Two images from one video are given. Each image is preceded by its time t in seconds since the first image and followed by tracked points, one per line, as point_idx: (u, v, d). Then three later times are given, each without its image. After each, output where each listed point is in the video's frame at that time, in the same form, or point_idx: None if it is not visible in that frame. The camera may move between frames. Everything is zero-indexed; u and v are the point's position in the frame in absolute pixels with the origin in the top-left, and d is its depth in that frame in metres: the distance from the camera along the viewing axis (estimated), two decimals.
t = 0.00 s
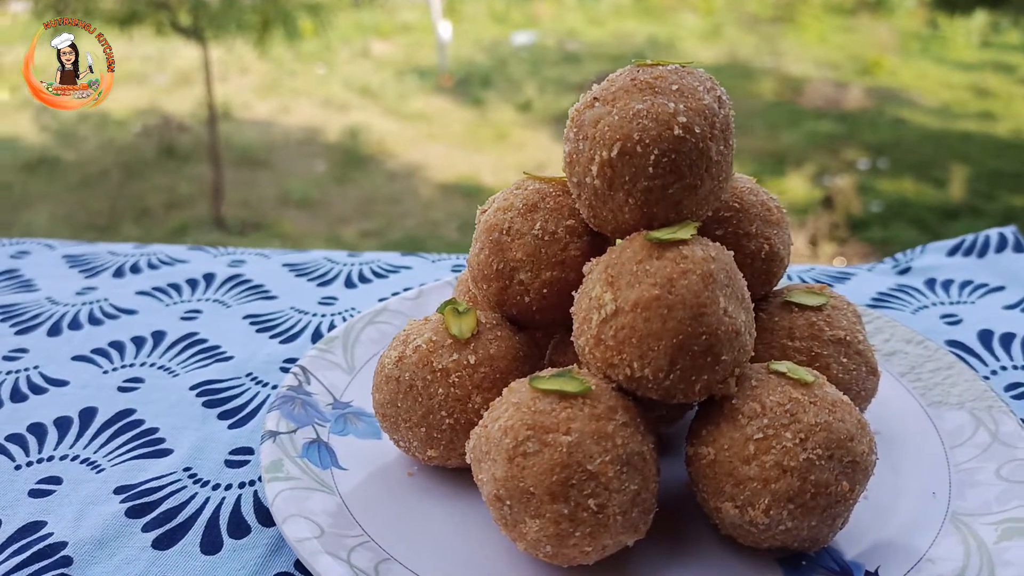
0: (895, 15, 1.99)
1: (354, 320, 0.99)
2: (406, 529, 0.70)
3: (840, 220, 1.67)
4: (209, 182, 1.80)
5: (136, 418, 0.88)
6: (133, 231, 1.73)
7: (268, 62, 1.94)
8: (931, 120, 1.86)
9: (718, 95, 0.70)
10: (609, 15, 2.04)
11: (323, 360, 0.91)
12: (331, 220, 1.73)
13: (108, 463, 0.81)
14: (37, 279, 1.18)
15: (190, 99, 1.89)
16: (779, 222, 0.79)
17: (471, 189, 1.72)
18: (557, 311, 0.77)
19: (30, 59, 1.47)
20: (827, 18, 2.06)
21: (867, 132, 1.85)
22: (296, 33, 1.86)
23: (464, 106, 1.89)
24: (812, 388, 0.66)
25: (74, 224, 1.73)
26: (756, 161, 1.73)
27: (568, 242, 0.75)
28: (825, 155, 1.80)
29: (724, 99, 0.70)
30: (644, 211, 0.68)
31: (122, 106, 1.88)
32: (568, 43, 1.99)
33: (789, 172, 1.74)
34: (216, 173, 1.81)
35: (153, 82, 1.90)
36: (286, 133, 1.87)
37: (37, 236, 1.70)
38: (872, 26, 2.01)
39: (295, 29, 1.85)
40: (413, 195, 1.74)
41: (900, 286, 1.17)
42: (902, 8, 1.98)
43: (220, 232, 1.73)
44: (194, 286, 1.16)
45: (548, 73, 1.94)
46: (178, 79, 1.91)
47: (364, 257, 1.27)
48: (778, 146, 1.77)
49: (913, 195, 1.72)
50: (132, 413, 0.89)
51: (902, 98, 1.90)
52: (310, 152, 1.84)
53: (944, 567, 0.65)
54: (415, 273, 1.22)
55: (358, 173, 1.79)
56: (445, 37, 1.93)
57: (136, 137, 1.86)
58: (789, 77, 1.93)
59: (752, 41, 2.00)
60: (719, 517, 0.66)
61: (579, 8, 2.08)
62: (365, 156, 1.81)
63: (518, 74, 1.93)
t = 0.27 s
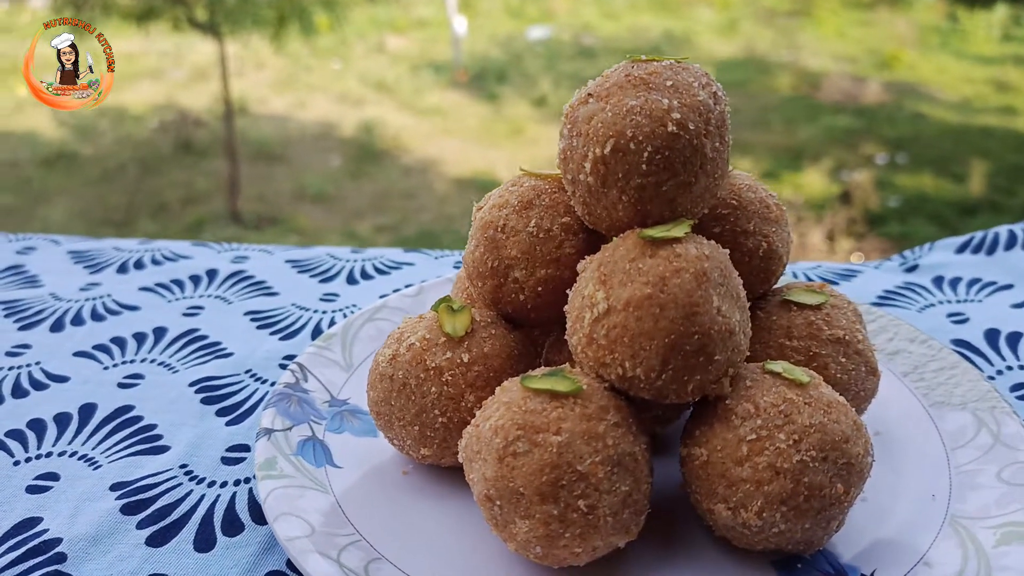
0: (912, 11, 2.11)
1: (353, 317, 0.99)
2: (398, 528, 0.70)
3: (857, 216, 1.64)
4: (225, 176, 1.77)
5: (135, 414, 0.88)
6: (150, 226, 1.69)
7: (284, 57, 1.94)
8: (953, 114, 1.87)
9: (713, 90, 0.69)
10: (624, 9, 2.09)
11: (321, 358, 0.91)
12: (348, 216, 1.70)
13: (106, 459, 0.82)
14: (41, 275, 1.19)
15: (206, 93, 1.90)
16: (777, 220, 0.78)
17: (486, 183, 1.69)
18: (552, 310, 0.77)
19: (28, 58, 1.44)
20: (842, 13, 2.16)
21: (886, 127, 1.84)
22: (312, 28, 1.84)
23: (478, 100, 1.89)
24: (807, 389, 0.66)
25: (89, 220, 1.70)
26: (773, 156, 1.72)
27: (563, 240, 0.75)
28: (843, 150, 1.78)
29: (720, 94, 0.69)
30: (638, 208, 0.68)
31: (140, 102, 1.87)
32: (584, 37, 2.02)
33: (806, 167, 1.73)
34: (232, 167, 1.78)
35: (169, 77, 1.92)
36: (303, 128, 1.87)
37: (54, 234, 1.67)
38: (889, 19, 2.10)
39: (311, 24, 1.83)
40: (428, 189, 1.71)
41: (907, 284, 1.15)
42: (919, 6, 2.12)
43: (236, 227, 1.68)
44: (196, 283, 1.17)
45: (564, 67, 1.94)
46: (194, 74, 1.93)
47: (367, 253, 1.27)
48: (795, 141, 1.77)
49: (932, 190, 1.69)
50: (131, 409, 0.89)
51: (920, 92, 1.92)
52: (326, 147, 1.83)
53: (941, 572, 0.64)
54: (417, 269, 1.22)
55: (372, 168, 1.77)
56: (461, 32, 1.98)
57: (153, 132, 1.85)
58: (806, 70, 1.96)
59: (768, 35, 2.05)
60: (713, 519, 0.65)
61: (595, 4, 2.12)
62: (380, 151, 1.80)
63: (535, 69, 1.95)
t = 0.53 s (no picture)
0: (927, 11, 1.89)
1: (352, 321, 0.99)
2: (390, 533, 0.70)
3: (868, 219, 1.68)
4: (236, 178, 1.77)
5: (132, 417, 0.88)
6: (162, 228, 1.72)
7: (296, 59, 1.86)
8: (965, 118, 1.81)
9: (709, 97, 0.69)
10: (636, 11, 1.91)
11: (319, 361, 0.91)
12: (357, 217, 1.73)
13: (101, 462, 0.82)
14: (44, 276, 1.19)
15: (217, 96, 1.83)
16: (775, 226, 0.78)
17: (495, 187, 1.67)
18: (548, 315, 0.77)
19: (29, 59, 1.45)
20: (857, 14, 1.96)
21: (897, 131, 1.81)
22: (323, 29, 1.80)
23: (488, 103, 1.82)
24: (801, 397, 0.65)
25: (104, 219, 1.73)
26: (784, 159, 1.73)
27: (559, 245, 0.75)
28: (855, 154, 1.76)
29: (715, 101, 0.69)
30: (632, 215, 0.67)
31: (152, 104, 1.80)
32: (595, 40, 1.86)
33: (818, 169, 1.74)
34: (243, 169, 1.77)
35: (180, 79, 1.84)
36: (314, 130, 1.82)
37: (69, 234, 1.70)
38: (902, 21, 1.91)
39: (321, 25, 1.79)
40: (437, 192, 1.71)
41: (910, 291, 1.15)
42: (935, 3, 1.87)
43: (247, 228, 1.73)
44: (197, 285, 1.17)
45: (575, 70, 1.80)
46: (206, 76, 1.85)
47: (368, 257, 1.27)
48: (807, 145, 1.77)
49: (946, 194, 1.70)
50: (128, 412, 0.89)
51: (933, 96, 1.84)
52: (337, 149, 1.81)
53: None
54: (418, 273, 1.22)
55: (383, 169, 1.76)
56: (471, 34, 1.87)
57: (165, 134, 1.81)
58: (818, 74, 1.86)
59: (781, 40, 1.92)
60: (705, 527, 0.65)
61: (606, 4, 1.95)
62: (390, 154, 1.78)
63: (545, 71, 1.82)
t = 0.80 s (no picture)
0: (942, 7, 1.95)
1: (351, 313, 0.98)
2: (383, 526, 0.69)
3: (883, 217, 1.62)
4: (249, 170, 1.74)
5: (130, 406, 0.88)
6: (174, 220, 1.67)
7: (310, 52, 1.88)
8: (981, 114, 1.82)
9: (709, 88, 0.68)
10: (649, 6, 1.95)
11: (317, 353, 0.90)
12: (369, 211, 1.66)
13: (98, 451, 0.82)
14: (47, 266, 1.19)
15: (230, 88, 1.85)
16: (777, 220, 0.77)
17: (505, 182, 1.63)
18: (545, 309, 0.76)
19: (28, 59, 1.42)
20: (873, 10, 2.05)
21: (912, 127, 1.81)
22: (335, 23, 1.79)
23: (500, 97, 1.82)
24: (799, 394, 0.64)
25: (115, 210, 1.69)
26: (798, 155, 1.72)
27: (557, 238, 0.74)
28: (869, 150, 1.75)
29: (716, 93, 0.68)
30: (630, 207, 0.66)
31: (165, 95, 1.85)
32: (608, 35, 1.90)
33: (831, 167, 1.71)
34: (256, 162, 1.74)
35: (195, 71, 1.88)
36: (326, 123, 1.83)
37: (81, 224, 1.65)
38: (918, 17, 1.97)
39: (334, 19, 1.77)
40: (450, 185, 1.68)
41: (918, 287, 1.13)
42: None
43: (259, 221, 1.66)
44: (199, 276, 1.17)
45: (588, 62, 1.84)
46: (220, 69, 1.87)
47: (371, 249, 1.27)
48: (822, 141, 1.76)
49: (959, 192, 1.66)
50: (126, 402, 0.89)
51: (948, 92, 1.86)
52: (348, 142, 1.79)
53: None
54: (420, 266, 1.21)
55: (395, 163, 1.73)
56: (484, 28, 1.88)
57: (179, 126, 1.82)
58: (833, 70, 1.90)
59: (795, 35, 1.98)
60: (701, 525, 0.64)
61: None
62: (402, 147, 1.76)
63: (559, 66, 1.86)
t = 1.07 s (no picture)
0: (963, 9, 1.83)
1: (351, 310, 0.98)
2: (375, 523, 0.69)
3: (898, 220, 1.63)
4: (264, 167, 1.74)
5: (129, 401, 0.88)
6: (189, 216, 1.70)
7: (325, 50, 1.79)
8: (1001, 118, 1.78)
9: (706, 88, 0.67)
10: (665, 5, 1.82)
11: (315, 350, 0.91)
12: (382, 208, 1.68)
13: (95, 445, 0.82)
14: (52, 260, 1.20)
15: (248, 86, 1.79)
16: (776, 222, 0.76)
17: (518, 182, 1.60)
18: (541, 308, 0.76)
19: (26, 60, 1.40)
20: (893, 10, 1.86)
21: (930, 130, 1.76)
22: (352, 21, 1.72)
23: (516, 97, 1.74)
24: (794, 396, 0.64)
25: (133, 206, 1.71)
26: (812, 157, 1.71)
27: (553, 237, 0.73)
28: (885, 153, 1.73)
29: (713, 92, 0.68)
30: (625, 206, 0.66)
31: (184, 92, 1.80)
32: (623, 35, 1.73)
33: (846, 168, 1.70)
34: (271, 159, 1.75)
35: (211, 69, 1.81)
36: (341, 121, 1.80)
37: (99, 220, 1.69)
38: (938, 19, 1.83)
39: (351, 17, 1.71)
40: (463, 184, 1.67)
41: (923, 291, 1.12)
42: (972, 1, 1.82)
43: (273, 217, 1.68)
44: (202, 272, 1.17)
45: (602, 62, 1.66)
46: (237, 66, 1.82)
47: (374, 246, 1.27)
48: (836, 143, 1.74)
49: (978, 197, 1.66)
50: (125, 396, 0.89)
51: (968, 95, 1.79)
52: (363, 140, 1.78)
53: None
54: (422, 264, 1.21)
55: (410, 161, 1.73)
56: (501, 27, 1.80)
57: (196, 123, 1.79)
58: (849, 72, 1.81)
59: (813, 37, 1.85)
60: (692, 527, 0.64)
61: None
62: (417, 145, 1.75)
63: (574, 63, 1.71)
